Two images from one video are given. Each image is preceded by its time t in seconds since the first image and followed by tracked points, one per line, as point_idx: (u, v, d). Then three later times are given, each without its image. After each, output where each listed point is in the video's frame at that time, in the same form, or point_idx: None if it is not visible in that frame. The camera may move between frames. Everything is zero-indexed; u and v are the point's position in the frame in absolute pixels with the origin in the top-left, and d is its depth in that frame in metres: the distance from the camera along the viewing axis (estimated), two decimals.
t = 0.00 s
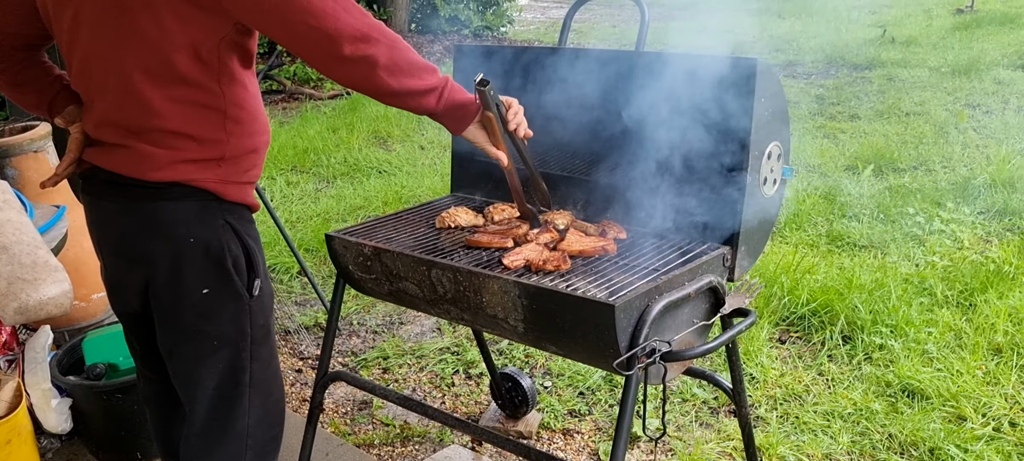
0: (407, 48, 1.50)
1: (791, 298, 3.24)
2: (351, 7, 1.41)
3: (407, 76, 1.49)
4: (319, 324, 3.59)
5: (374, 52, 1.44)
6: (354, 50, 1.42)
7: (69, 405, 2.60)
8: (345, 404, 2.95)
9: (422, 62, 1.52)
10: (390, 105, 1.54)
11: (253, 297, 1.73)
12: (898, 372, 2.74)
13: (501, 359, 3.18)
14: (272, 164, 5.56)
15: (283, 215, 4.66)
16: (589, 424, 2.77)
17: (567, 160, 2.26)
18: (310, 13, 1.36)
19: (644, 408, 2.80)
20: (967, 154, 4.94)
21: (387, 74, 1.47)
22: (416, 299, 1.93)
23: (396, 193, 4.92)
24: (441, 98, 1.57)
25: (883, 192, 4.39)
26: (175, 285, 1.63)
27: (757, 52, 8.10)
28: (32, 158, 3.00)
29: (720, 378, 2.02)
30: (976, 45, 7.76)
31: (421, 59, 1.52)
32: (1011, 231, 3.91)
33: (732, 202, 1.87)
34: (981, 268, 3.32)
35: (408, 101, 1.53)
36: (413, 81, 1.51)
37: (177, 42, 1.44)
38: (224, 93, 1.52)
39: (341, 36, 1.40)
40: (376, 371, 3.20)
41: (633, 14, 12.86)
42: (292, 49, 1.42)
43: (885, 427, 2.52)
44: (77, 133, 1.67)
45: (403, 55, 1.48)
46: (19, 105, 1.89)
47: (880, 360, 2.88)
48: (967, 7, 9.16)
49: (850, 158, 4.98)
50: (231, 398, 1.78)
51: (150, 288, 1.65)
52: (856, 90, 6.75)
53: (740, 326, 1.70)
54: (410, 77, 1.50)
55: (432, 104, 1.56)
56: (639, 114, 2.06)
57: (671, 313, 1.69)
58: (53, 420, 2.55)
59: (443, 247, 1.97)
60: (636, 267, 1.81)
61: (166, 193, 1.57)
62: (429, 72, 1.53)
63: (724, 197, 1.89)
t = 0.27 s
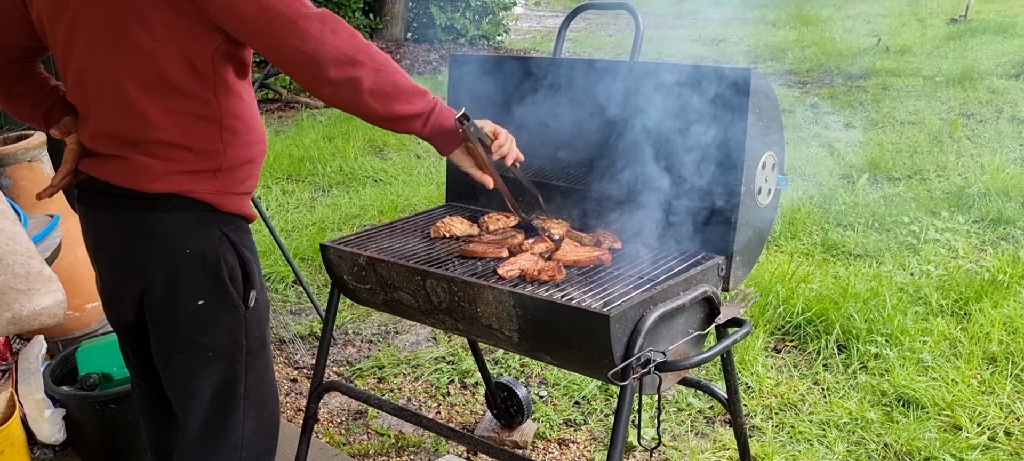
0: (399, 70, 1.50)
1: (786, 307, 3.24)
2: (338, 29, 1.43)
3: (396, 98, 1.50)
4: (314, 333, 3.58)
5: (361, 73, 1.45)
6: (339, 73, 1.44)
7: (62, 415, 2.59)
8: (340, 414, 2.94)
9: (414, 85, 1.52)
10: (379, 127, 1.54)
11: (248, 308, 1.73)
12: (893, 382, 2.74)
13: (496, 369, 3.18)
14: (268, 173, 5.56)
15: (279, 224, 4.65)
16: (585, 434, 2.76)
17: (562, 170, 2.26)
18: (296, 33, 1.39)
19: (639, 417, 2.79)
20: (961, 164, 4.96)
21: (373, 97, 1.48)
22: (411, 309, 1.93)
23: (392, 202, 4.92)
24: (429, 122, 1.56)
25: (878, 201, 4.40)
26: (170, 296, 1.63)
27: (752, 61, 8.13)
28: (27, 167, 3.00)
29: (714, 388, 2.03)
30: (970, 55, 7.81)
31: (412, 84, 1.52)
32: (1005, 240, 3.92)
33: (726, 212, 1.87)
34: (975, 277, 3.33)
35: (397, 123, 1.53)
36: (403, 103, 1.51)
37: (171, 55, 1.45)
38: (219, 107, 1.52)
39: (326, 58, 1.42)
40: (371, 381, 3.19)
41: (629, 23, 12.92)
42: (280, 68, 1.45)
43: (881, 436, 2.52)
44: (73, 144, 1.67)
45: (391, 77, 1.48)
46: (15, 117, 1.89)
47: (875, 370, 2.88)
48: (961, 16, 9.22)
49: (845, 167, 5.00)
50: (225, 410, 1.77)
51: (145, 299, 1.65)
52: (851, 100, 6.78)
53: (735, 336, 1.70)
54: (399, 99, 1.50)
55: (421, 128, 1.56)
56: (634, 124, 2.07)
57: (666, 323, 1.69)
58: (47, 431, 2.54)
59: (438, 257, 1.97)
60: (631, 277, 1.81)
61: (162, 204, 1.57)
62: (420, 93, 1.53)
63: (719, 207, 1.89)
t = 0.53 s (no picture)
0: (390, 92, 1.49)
1: (785, 316, 3.24)
2: (325, 54, 1.43)
3: (383, 122, 1.49)
4: (313, 342, 3.58)
5: (343, 100, 1.46)
6: (321, 98, 1.45)
7: (61, 424, 2.58)
8: (339, 423, 2.94)
9: (404, 107, 1.50)
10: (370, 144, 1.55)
11: (247, 319, 1.73)
12: (893, 390, 2.74)
13: (496, 378, 3.18)
14: (267, 182, 5.57)
15: (278, 233, 4.66)
16: (584, 443, 2.76)
17: (561, 179, 2.27)
18: (279, 58, 1.40)
19: (638, 426, 2.79)
20: (959, 172, 4.97)
21: (358, 121, 1.48)
22: (410, 319, 1.93)
23: (392, 211, 4.93)
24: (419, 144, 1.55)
25: (876, 209, 4.41)
26: (168, 307, 1.63)
27: (751, 70, 8.17)
28: (27, 177, 3.00)
29: (713, 397, 2.03)
30: (968, 64, 7.84)
31: (400, 107, 1.50)
32: (1004, 249, 3.92)
33: (725, 221, 1.88)
34: (974, 286, 3.33)
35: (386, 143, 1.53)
36: (391, 126, 1.50)
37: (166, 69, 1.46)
38: (214, 121, 1.53)
39: (310, 82, 1.43)
40: (370, 389, 3.19)
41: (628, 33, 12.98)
42: (270, 85, 1.47)
43: (880, 445, 2.52)
44: (71, 155, 1.67)
45: (376, 103, 1.47)
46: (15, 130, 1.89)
47: (874, 378, 2.88)
48: (959, 25, 9.26)
49: (843, 176, 5.01)
50: (222, 420, 1.77)
51: (143, 310, 1.65)
52: (849, 108, 6.81)
53: (734, 345, 1.70)
54: (386, 123, 1.49)
55: (411, 149, 1.55)
56: (633, 134, 2.07)
57: (665, 332, 1.69)
58: (45, 440, 2.52)
59: (437, 266, 1.98)
60: (630, 286, 1.81)
61: (161, 214, 1.57)
62: (410, 118, 1.51)
63: (717, 217, 1.90)
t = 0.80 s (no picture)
0: (381, 108, 1.49)
1: (786, 322, 3.24)
2: (314, 70, 1.44)
3: (373, 137, 1.50)
4: (313, 348, 3.58)
5: (331, 117, 1.47)
6: (310, 115, 1.46)
7: (61, 430, 2.58)
8: (340, 429, 2.94)
9: (394, 124, 1.51)
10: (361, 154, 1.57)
11: (247, 325, 1.73)
12: (893, 396, 2.74)
13: (496, 384, 3.18)
14: (268, 188, 5.57)
15: (278, 239, 4.67)
16: (585, 449, 2.76)
17: (562, 185, 2.28)
18: (269, 73, 1.41)
19: (639, 432, 2.79)
20: (959, 178, 4.98)
21: (347, 136, 1.49)
22: (411, 325, 1.93)
23: (392, 217, 4.94)
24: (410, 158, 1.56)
25: (876, 215, 4.41)
26: (168, 313, 1.63)
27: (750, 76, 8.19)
28: (29, 182, 3.01)
29: (714, 402, 2.03)
30: (967, 70, 7.85)
31: (387, 125, 1.50)
32: (1004, 255, 3.93)
33: (726, 226, 1.89)
34: (975, 292, 3.34)
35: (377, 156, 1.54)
36: (380, 142, 1.50)
37: (163, 77, 1.47)
38: (210, 129, 1.54)
39: (300, 97, 1.44)
40: (371, 395, 3.19)
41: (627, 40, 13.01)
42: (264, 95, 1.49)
43: (881, 451, 2.52)
44: (72, 162, 1.68)
45: (365, 122, 1.48)
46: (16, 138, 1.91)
47: (875, 384, 2.88)
48: (958, 32, 9.28)
49: (843, 182, 5.02)
50: (223, 427, 1.77)
51: (143, 316, 1.65)
52: (848, 115, 6.82)
53: (734, 350, 1.71)
54: (375, 139, 1.50)
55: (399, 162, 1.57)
56: (634, 140, 2.08)
57: (666, 337, 1.70)
58: (45, 446, 2.51)
59: (438, 272, 1.98)
60: (632, 292, 1.82)
61: (161, 221, 1.58)
62: (399, 135, 1.52)
63: (718, 222, 1.90)
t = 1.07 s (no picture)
0: (376, 125, 1.50)
1: (786, 324, 3.25)
2: (310, 85, 1.45)
3: (366, 154, 1.50)
4: (314, 351, 3.58)
5: (324, 132, 1.47)
6: (305, 128, 1.46)
7: (63, 433, 2.55)
8: (340, 432, 2.94)
9: (388, 142, 1.51)
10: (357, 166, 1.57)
11: (246, 328, 1.73)
12: (894, 399, 2.75)
13: (497, 386, 3.18)
14: (268, 191, 5.58)
15: (279, 242, 4.67)
16: (585, 451, 2.76)
17: (565, 188, 2.29)
18: (264, 87, 1.41)
19: (640, 435, 2.80)
20: (959, 181, 4.99)
21: (340, 151, 1.50)
22: (413, 327, 1.94)
23: (392, 220, 4.94)
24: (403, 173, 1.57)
25: (876, 219, 4.42)
26: (167, 316, 1.64)
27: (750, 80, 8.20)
28: (30, 185, 3.01)
29: (715, 404, 2.04)
30: (966, 74, 7.87)
31: (381, 141, 1.51)
32: (1004, 257, 3.93)
33: (727, 230, 1.89)
34: (975, 294, 3.34)
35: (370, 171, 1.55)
36: (373, 158, 1.51)
37: (162, 84, 1.47)
38: (207, 137, 1.54)
39: (295, 111, 1.44)
40: (372, 398, 3.19)
41: (627, 43, 13.03)
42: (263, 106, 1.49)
43: (881, 454, 2.52)
44: (74, 164, 1.69)
45: (358, 139, 1.49)
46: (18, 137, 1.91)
47: (875, 386, 2.88)
48: (957, 35, 9.30)
49: (843, 185, 5.03)
50: (223, 430, 1.77)
51: (143, 319, 1.65)
52: (848, 118, 6.83)
53: (735, 352, 1.71)
54: (367, 155, 1.51)
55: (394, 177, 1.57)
56: (635, 142, 2.09)
57: (667, 340, 1.70)
58: (47, 448, 2.48)
59: (439, 274, 1.99)
60: (633, 294, 1.82)
61: (161, 223, 1.58)
62: (393, 152, 1.52)
63: (719, 224, 1.91)
